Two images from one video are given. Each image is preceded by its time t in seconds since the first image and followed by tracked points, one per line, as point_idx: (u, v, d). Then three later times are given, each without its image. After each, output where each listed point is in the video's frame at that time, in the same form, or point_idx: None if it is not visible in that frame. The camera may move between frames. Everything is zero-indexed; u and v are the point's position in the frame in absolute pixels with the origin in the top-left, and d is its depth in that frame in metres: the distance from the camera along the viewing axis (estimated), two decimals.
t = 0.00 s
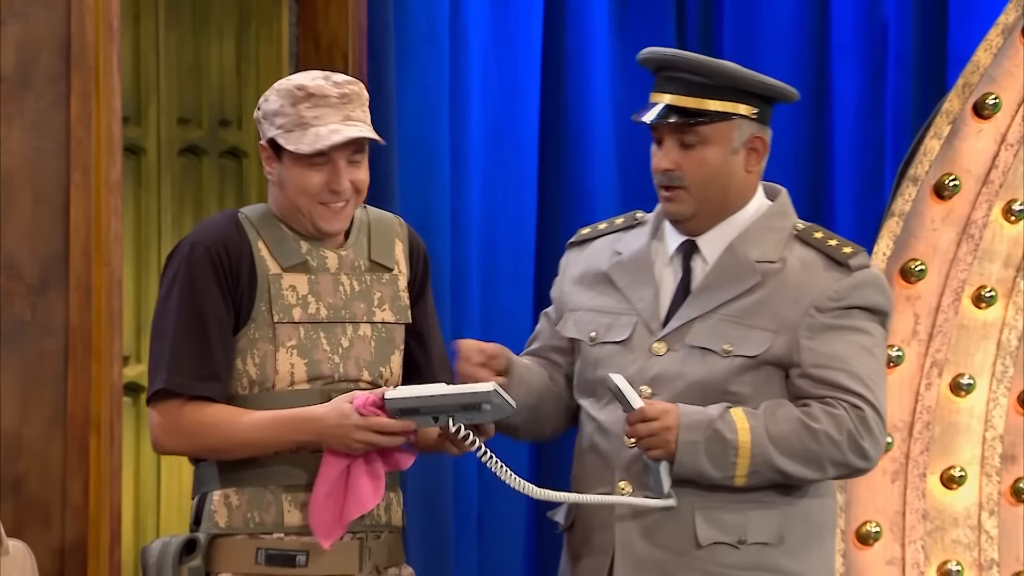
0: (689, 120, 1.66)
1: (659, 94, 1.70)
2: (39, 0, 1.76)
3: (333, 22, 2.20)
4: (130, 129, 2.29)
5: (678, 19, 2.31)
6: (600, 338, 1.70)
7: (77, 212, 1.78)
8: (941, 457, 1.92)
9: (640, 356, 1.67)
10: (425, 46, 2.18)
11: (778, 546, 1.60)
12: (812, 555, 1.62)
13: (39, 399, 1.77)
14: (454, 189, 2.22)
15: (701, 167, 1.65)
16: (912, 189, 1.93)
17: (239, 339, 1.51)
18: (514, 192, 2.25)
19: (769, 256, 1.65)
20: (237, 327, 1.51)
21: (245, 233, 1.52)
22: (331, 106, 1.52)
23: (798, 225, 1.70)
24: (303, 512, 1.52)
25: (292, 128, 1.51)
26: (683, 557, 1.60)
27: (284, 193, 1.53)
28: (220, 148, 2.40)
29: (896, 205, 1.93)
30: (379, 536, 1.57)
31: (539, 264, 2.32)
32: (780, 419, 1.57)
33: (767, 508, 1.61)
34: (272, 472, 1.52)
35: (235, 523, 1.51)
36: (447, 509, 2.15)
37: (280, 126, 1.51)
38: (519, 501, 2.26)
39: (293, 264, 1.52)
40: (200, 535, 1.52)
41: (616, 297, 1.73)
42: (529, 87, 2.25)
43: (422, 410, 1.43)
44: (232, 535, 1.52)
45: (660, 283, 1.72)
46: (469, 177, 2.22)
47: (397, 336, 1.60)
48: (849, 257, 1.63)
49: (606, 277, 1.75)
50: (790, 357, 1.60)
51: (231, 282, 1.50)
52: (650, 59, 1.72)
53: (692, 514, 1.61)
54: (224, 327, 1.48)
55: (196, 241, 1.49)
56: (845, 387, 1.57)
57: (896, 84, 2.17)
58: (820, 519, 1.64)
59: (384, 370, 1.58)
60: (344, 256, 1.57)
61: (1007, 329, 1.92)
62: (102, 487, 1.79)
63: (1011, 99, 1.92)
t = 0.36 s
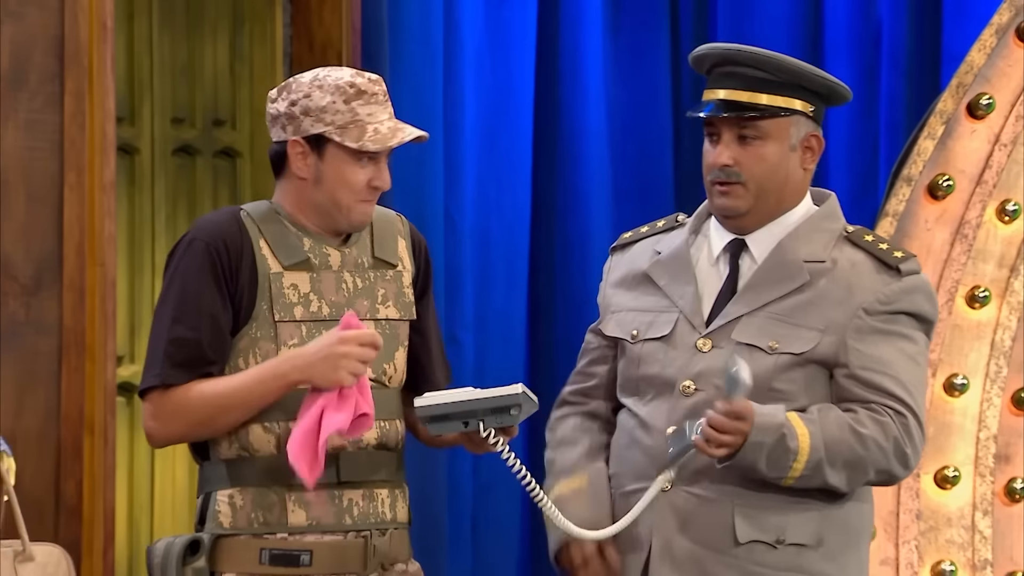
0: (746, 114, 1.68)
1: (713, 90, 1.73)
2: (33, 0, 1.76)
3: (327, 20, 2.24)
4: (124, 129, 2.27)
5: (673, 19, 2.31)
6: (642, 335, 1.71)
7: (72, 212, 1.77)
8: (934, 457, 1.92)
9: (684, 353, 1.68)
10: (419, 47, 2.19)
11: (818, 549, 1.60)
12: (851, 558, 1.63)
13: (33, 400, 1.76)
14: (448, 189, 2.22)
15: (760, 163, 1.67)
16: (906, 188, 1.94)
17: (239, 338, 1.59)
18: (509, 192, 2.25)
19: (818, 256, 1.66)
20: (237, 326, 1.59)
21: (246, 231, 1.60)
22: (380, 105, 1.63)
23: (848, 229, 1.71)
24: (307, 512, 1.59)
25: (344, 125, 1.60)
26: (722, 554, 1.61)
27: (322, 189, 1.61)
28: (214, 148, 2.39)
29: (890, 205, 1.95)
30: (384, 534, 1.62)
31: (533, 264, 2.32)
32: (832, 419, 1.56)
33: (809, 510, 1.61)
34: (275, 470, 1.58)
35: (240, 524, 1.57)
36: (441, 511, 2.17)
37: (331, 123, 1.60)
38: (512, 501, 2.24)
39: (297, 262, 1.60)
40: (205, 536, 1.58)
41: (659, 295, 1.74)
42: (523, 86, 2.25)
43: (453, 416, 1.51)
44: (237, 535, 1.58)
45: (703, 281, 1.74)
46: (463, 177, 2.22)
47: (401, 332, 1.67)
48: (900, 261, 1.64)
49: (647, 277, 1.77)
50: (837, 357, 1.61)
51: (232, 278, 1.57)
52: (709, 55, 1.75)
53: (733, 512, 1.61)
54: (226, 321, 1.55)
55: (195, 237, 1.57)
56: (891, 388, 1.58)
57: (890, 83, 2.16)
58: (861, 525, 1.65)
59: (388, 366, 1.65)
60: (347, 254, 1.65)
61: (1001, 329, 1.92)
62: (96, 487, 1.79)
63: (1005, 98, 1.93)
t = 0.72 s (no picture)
0: (758, 116, 1.69)
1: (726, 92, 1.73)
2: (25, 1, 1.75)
3: (319, 21, 2.25)
4: (116, 129, 2.27)
5: (665, 18, 2.31)
6: (658, 339, 1.71)
7: (63, 212, 1.77)
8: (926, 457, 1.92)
9: (702, 356, 1.68)
10: (410, 46, 2.17)
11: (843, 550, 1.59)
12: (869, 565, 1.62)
13: (24, 400, 1.75)
14: (440, 189, 2.22)
15: (775, 165, 1.67)
16: (898, 188, 1.94)
17: (262, 333, 1.60)
18: (502, 192, 2.25)
19: (832, 256, 1.67)
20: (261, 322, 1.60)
21: (271, 229, 1.62)
22: (405, 115, 1.63)
23: (860, 228, 1.72)
24: (320, 509, 1.60)
25: (363, 128, 1.60)
26: (748, 555, 1.61)
27: (342, 191, 1.63)
28: (205, 148, 2.39)
29: (881, 205, 1.95)
30: (400, 536, 1.62)
31: (525, 264, 2.32)
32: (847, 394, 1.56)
33: (834, 511, 1.60)
34: (293, 465, 1.59)
35: (254, 518, 1.58)
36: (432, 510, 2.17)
37: (351, 125, 1.61)
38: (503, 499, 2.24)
39: (321, 262, 1.62)
40: (222, 530, 1.60)
41: (673, 299, 1.74)
42: (516, 87, 2.25)
43: (491, 393, 1.52)
44: (252, 529, 1.59)
45: (717, 285, 1.74)
46: (456, 178, 2.22)
47: (429, 336, 1.69)
48: (914, 256, 1.65)
49: (660, 281, 1.77)
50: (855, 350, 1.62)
51: (258, 273, 1.59)
52: (721, 57, 1.75)
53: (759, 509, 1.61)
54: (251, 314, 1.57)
55: (223, 234, 1.59)
56: (902, 377, 1.57)
57: (881, 84, 2.17)
58: (880, 526, 1.65)
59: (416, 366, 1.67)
60: (375, 257, 1.67)
61: (993, 330, 1.92)
62: (87, 488, 1.78)
63: (996, 99, 1.93)
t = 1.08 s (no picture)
0: (724, 116, 1.68)
1: (688, 95, 1.72)
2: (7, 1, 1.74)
3: (301, 22, 2.25)
4: (97, 130, 2.25)
5: (647, 19, 2.32)
6: (632, 340, 1.70)
7: (44, 212, 1.75)
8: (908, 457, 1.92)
9: (679, 356, 1.67)
10: (392, 46, 2.20)
11: (822, 549, 1.60)
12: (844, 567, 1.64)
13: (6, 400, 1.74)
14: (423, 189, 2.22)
15: (746, 166, 1.66)
16: (880, 189, 1.95)
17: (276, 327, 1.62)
18: (483, 191, 2.25)
19: (806, 257, 1.68)
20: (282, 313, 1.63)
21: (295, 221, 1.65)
22: (394, 95, 1.63)
23: (829, 230, 1.74)
24: (309, 507, 1.59)
25: (355, 114, 1.63)
26: (731, 554, 1.60)
27: (350, 182, 1.65)
28: (187, 148, 2.39)
29: (863, 206, 1.96)
30: (390, 542, 1.61)
31: (508, 262, 2.31)
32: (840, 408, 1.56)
33: (814, 511, 1.61)
34: (288, 463, 1.60)
35: (245, 511, 1.59)
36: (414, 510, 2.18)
37: (344, 113, 1.64)
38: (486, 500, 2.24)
39: (338, 262, 1.63)
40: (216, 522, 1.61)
41: (643, 300, 1.73)
42: (497, 86, 2.25)
43: (544, 382, 1.48)
44: (243, 523, 1.60)
45: (690, 287, 1.73)
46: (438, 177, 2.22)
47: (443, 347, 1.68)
48: (888, 258, 1.67)
49: (629, 283, 1.75)
50: (837, 352, 1.62)
51: (286, 259, 1.63)
52: (687, 59, 1.73)
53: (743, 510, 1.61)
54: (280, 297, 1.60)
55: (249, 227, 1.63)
56: (889, 384, 1.59)
57: (863, 84, 2.18)
58: (852, 524, 1.67)
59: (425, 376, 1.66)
60: (394, 263, 1.67)
61: (974, 330, 1.93)
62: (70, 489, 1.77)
63: (977, 100, 1.94)
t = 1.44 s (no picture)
0: (684, 117, 1.68)
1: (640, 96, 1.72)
2: None
3: (292, 22, 2.26)
4: (89, 129, 2.23)
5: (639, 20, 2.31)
6: (601, 341, 1.70)
7: (36, 211, 1.75)
8: (899, 458, 1.93)
9: (646, 356, 1.68)
10: (385, 46, 2.21)
11: (801, 539, 1.64)
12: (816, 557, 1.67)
13: None
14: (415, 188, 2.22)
15: (706, 166, 1.67)
16: (871, 189, 1.95)
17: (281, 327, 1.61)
18: (475, 190, 2.25)
19: (766, 250, 1.70)
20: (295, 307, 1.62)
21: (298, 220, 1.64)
22: (378, 92, 1.62)
23: (781, 221, 1.78)
24: (308, 507, 1.57)
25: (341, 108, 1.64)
26: (718, 551, 1.61)
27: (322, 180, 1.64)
28: (179, 148, 2.39)
29: (855, 205, 1.96)
30: (389, 543, 1.60)
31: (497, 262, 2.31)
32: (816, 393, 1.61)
33: (790, 502, 1.64)
34: (288, 462, 1.58)
35: (245, 510, 1.57)
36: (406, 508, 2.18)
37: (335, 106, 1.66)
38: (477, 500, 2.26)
39: (343, 262, 1.61)
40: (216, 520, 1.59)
41: (606, 300, 1.73)
42: (488, 85, 2.25)
43: (552, 349, 1.46)
44: (243, 521, 1.58)
45: (653, 286, 1.73)
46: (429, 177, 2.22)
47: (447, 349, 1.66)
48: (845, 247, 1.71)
49: (588, 281, 1.74)
50: (807, 345, 1.66)
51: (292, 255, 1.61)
52: (643, 60, 1.72)
53: (725, 506, 1.62)
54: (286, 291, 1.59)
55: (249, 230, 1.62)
56: (859, 374, 1.64)
57: (855, 83, 2.19)
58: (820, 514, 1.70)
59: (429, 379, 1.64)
60: (400, 265, 1.64)
61: (966, 330, 1.93)
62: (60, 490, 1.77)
63: (969, 99, 1.95)
